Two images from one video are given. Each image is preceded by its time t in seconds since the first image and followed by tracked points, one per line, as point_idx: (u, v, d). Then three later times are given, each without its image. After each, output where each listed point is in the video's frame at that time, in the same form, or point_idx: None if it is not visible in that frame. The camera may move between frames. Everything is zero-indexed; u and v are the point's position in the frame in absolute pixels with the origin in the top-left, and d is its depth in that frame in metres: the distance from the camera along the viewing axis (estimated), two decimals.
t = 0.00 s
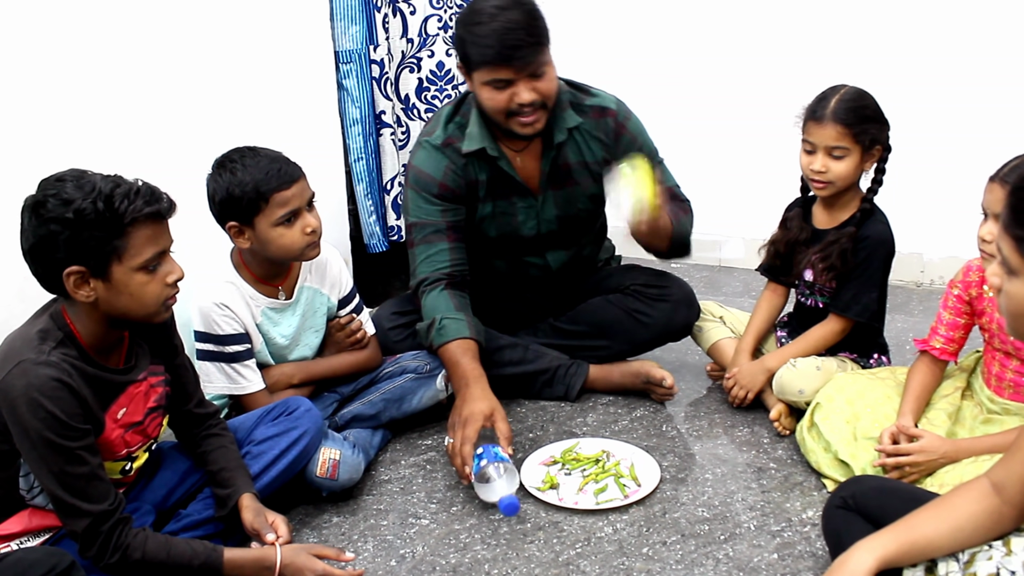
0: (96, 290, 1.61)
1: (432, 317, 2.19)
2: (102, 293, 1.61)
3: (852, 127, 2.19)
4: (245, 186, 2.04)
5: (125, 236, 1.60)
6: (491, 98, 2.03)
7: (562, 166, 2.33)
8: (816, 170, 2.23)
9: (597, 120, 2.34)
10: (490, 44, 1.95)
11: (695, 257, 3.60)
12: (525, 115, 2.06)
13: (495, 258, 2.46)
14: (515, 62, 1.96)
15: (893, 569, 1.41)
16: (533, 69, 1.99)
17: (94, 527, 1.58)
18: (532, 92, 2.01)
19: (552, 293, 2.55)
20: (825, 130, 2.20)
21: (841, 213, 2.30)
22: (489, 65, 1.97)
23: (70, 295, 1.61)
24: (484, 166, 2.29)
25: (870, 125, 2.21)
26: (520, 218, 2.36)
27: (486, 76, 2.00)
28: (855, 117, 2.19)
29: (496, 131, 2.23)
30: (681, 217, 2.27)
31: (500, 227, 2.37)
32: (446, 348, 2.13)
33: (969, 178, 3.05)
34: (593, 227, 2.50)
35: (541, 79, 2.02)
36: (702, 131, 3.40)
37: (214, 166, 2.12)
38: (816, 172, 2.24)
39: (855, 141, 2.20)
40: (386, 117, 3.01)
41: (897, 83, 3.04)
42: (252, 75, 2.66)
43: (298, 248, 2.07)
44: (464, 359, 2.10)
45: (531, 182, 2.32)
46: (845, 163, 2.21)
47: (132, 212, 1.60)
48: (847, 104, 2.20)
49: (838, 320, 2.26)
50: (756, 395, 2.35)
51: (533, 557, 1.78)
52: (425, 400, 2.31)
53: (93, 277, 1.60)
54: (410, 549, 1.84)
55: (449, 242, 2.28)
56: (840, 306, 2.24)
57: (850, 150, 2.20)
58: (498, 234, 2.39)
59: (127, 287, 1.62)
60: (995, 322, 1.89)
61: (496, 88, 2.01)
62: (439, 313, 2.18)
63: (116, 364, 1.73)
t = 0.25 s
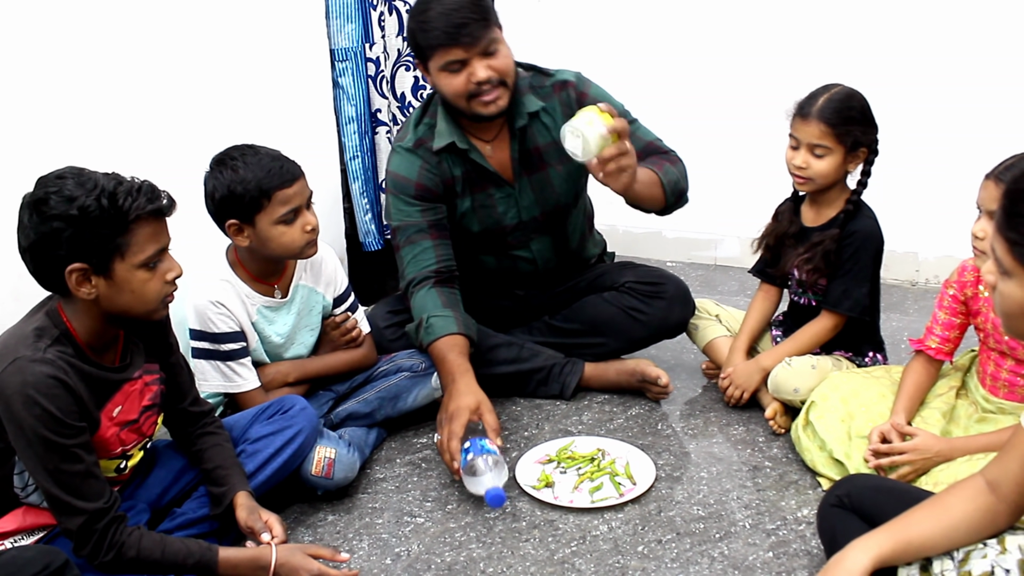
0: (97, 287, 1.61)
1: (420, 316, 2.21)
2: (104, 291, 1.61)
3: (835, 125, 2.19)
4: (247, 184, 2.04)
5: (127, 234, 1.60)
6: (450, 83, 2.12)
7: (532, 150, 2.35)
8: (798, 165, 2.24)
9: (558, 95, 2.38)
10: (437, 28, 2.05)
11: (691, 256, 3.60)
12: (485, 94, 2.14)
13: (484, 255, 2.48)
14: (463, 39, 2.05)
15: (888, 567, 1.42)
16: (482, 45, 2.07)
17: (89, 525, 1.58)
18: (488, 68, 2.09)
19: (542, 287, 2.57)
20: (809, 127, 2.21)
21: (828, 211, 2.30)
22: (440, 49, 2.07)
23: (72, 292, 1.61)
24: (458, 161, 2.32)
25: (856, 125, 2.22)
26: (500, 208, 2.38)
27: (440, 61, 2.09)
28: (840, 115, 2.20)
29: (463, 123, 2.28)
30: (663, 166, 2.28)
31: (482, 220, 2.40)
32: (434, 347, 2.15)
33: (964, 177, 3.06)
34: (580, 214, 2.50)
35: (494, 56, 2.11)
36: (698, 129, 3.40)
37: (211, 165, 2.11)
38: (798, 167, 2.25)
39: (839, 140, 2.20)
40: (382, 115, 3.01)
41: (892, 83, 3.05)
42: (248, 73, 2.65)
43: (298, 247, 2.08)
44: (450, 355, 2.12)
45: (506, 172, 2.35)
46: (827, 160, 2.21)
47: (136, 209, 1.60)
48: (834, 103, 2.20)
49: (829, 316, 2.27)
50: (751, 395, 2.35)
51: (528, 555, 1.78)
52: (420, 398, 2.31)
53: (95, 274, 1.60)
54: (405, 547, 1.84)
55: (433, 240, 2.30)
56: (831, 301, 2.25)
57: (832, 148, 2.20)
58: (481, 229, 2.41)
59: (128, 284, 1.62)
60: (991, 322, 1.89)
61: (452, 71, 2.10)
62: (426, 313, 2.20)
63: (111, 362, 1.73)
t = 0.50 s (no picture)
0: (101, 284, 1.61)
1: (417, 314, 2.21)
2: (108, 288, 1.61)
3: (815, 123, 2.22)
4: (255, 181, 2.04)
5: (131, 230, 1.60)
6: (429, 77, 2.14)
7: (517, 144, 2.37)
8: (775, 158, 2.28)
9: (540, 90, 2.39)
10: (413, 22, 2.08)
11: (691, 256, 3.60)
12: (464, 87, 2.16)
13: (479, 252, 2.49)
14: (437, 31, 2.08)
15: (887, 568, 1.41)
16: (457, 37, 2.10)
17: (87, 523, 1.57)
18: (464, 60, 2.12)
19: (538, 282, 2.58)
20: (790, 122, 2.25)
21: (808, 209, 2.32)
22: (416, 42, 2.10)
23: (76, 291, 1.60)
24: (445, 158, 2.34)
25: (836, 127, 2.24)
26: (490, 203, 2.39)
27: (418, 55, 2.12)
28: (822, 115, 2.23)
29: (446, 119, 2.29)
30: (652, 167, 2.28)
31: (473, 216, 2.41)
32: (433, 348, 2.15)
33: (963, 177, 3.06)
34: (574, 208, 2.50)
35: (469, 48, 2.13)
36: (698, 129, 3.40)
37: (212, 164, 2.11)
38: (775, 160, 2.29)
39: (817, 138, 2.23)
40: (382, 114, 3.02)
41: (892, 83, 3.04)
42: (247, 73, 2.65)
43: (306, 240, 2.09)
44: (448, 353, 2.12)
45: (493, 167, 2.37)
46: (803, 157, 2.25)
47: (140, 206, 1.61)
48: (817, 102, 2.24)
49: (821, 311, 2.26)
50: (750, 395, 2.35)
51: (527, 555, 1.78)
52: (419, 398, 2.31)
53: (99, 272, 1.59)
54: (404, 547, 1.83)
55: (425, 236, 2.31)
56: (819, 296, 2.25)
57: (810, 146, 2.24)
58: (472, 226, 2.42)
59: (133, 280, 1.62)
60: (991, 323, 1.89)
61: (430, 65, 2.13)
62: (423, 310, 2.20)
63: (111, 361, 1.73)
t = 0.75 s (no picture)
0: (101, 284, 1.61)
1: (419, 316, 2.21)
2: (108, 287, 1.61)
3: (798, 117, 2.24)
4: (257, 180, 2.04)
5: (129, 229, 1.60)
6: (418, 77, 2.14)
7: (507, 145, 2.36)
8: (759, 153, 2.29)
9: (529, 92, 2.37)
10: (406, 19, 2.08)
11: (690, 254, 3.60)
12: (453, 86, 2.16)
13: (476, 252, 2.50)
14: (429, 30, 2.08)
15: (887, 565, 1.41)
16: (449, 37, 2.10)
17: (88, 525, 1.57)
18: (454, 60, 2.12)
19: (537, 281, 2.58)
20: (774, 116, 2.26)
21: (791, 204, 2.34)
22: (408, 39, 2.10)
23: (76, 291, 1.60)
24: (437, 160, 2.35)
25: (818, 121, 2.26)
26: (483, 204, 2.40)
27: (408, 54, 2.12)
28: (806, 109, 2.24)
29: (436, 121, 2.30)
30: (635, 170, 2.23)
31: (467, 217, 2.42)
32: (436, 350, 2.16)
33: (962, 175, 3.05)
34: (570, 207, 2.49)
35: (460, 49, 2.14)
36: (696, 128, 3.40)
37: (213, 164, 2.11)
38: (758, 155, 2.29)
39: (800, 133, 2.24)
40: (381, 114, 3.01)
41: (891, 80, 3.04)
42: (245, 74, 2.65)
43: (307, 239, 2.09)
44: (453, 356, 2.13)
45: (484, 169, 2.37)
46: (787, 152, 2.26)
47: (136, 203, 1.60)
48: (800, 98, 2.25)
49: (811, 306, 2.27)
50: (750, 395, 2.35)
51: (528, 554, 1.78)
52: (420, 398, 2.31)
53: (98, 272, 1.59)
54: (405, 547, 1.83)
55: (422, 236, 2.30)
56: (806, 291, 2.25)
57: (793, 140, 2.25)
58: (468, 227, 2.43)
59: (132, 279, 1.62)
60: (992, 320, 1.89)
61: (420, 65, 2.13)
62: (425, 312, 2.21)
63: (110, 362, 1.73)
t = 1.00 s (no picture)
0: (98, 282, 1.60)
1: (417, 315, 2.21)
2: (105, 285, 1.61)
3: (792, 115, 2.24)
4: (255, 179, 2.03)
5: (125, 226, 1.60)
6: (428, 76, 2.14)
7: (506, 149, 2.35)
8: (753, 152, 2.29)
9: (530, 98, 2.35)
10: (421, 17, 2.08)
11: (688, 252, 3.60)
12: (463, 87, 2.15)
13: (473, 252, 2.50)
14: (443, 30, 2.08)
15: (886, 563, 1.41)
16: (462, 38, 2.11)
17: (86, 523, 1.57)
18: (465, 62, 2.13)
19: (534, 280, 2.58)
20: (767, 115, 2.26)
21: (787, 202, 2.34)
22: (420, 38, 2.09)
23: (73, 290, 1.60)
24: (436, 160, 2.34)
25: (813, 118, 2.25)
26: (481, 205, 2.40)
27: (419, 53, 2.12)
28: (799, 107, 2.24)
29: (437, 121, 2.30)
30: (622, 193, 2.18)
31: (465, 218, 2.42)
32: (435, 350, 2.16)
33: (959, 172, 3.05)
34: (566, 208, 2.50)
35: (471, 50, 2.14)
36: (693, 126, 3.40)
37: (212, 162, 2.11)
38: (753, 154, 2.29)
39: (794, 131, 2.24)
40: (378, 112, 3.01)
41: (889, 78, 3.05)
42: (243, 72, 2.65)
43: (305, 239, 2.09)
44: (451, 357, 2.13)
45: (483, 171, 2.36)
46: (781, 150, 2.26)
47: (131, 201, 1.60)
48: (794, 95, 2.25)
49: (806, 305, 2.27)
50: (748, 393, 2.35)
51: (526, 552, 1.78)
52: (418, 397, 2.31)
53: (94, 270, 1.59)
54: (403, 545, 1.83)
55: (420, 235, 2.31)
56: (801, 291, 2.25)
57: (787, 138, 2.25)
58: (465, 227, 2.43)
59: (129, 277, 1.62)
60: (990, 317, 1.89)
61: (431, 64, 2.13)
62: (423, 312, 2.21)
63: (108, 361, 1.72)
